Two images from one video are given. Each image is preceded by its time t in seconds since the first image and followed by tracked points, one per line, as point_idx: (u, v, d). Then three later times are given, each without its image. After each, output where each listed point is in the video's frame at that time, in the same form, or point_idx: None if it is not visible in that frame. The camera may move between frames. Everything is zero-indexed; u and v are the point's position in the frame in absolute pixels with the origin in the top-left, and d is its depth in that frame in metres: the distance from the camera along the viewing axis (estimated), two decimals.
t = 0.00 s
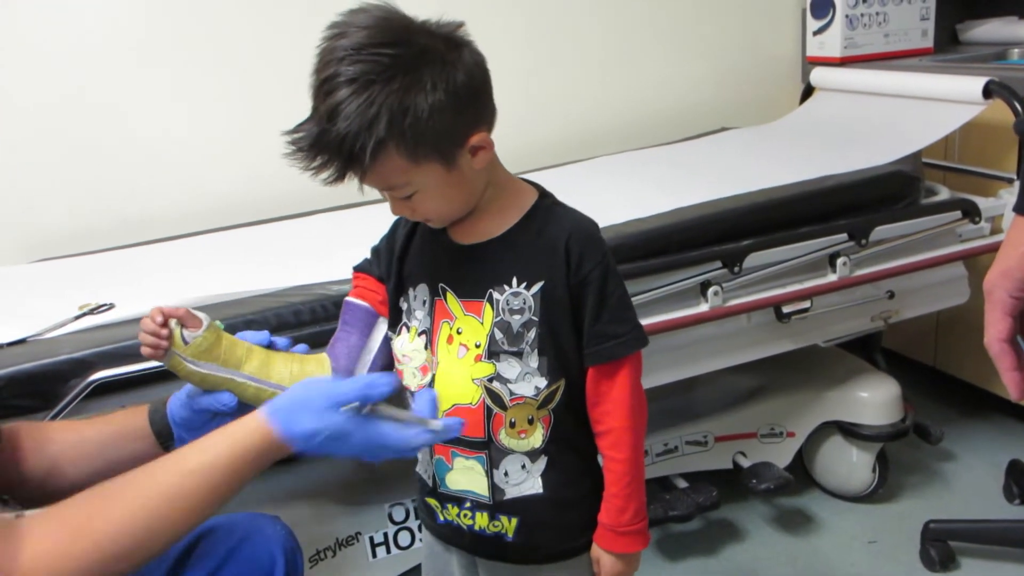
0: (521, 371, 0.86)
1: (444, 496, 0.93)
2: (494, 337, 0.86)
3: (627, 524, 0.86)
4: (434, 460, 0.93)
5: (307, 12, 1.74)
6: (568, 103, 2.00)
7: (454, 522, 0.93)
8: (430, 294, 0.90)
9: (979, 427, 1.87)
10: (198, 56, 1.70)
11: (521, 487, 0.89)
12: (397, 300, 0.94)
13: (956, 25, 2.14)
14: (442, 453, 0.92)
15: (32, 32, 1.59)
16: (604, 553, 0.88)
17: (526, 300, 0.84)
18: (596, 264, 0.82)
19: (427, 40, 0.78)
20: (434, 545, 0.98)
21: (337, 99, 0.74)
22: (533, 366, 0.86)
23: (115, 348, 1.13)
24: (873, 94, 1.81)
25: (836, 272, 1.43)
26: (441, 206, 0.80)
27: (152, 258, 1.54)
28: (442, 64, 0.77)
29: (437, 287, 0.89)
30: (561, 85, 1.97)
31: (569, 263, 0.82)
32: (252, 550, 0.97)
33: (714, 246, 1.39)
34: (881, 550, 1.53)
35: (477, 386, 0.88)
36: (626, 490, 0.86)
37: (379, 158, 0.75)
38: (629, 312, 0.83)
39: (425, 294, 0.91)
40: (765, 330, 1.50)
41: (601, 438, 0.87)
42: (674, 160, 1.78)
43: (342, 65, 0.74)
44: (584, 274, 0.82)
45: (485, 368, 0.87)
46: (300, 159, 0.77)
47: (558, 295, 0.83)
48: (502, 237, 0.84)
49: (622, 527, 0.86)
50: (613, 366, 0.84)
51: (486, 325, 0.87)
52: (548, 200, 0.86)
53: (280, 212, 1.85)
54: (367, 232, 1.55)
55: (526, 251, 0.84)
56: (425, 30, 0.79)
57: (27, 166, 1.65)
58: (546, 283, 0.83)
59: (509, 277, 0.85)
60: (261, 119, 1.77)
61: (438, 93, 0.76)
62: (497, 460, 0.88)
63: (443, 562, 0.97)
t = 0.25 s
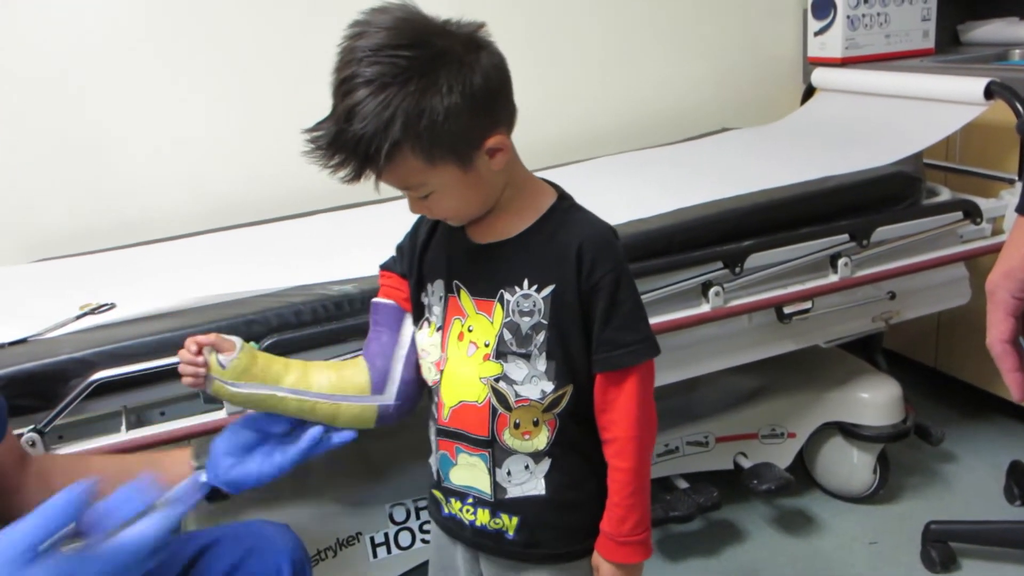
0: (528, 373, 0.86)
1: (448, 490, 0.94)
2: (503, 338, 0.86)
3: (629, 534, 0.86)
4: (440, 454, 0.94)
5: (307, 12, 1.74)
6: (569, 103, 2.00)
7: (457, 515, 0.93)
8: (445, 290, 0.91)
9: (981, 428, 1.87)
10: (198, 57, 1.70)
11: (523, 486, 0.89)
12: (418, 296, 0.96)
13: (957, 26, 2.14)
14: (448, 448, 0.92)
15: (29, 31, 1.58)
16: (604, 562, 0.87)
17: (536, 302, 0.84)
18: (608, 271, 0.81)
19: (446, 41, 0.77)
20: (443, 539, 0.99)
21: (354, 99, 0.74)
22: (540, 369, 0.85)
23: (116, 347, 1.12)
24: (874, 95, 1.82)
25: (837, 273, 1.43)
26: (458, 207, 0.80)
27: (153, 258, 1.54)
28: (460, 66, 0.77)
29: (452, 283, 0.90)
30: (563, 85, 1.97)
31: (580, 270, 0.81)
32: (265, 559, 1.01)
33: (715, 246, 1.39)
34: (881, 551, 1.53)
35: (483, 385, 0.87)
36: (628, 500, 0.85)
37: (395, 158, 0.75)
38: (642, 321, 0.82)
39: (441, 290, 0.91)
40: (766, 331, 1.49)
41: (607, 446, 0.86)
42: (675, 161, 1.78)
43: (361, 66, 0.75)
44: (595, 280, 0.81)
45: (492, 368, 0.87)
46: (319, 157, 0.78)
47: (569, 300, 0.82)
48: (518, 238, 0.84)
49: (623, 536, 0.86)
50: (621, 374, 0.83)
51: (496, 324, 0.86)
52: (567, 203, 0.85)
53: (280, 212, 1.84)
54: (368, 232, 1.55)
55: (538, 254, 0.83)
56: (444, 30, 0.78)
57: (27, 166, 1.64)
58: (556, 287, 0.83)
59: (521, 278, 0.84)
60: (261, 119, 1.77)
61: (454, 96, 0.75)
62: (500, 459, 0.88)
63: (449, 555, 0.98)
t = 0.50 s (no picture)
0: (536, 373, 0.85)
1: (456, 487, 0.94)
2: (513, 336, 0.86)
3: (636, 538, 0.86)
4: (449, 451, 0.94)
5: (304, 12, 1.74)
6: (568, 104, 1.99)
7: (464, 513, 0.93)
8: (456, 287, 0.91)
9: (978, 429, 1.87)
10: (196, 56, 1.69)
11: (529, 485, 0.89)
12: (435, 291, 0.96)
13: (955, 27, 2.14)
14: (456, 444, 0.92)
15: (27, 29, 1.57)
16: (612, 565, 0.88)
17: (547, 302, 0.84)
18: (620, 273, 0.80)
19: (463, 37, 0.77)
20: (450, 534, 0.99)
21: (369, 92, 0.74)
22: (549, 369, 0.85)
23: (114, 347, 1.12)
24: (873, 96, 1.82)
25: (836, 273, 1.43)
26: (469, 202, 0.80)
27: (150, 258, 1.53)
28: (475, 64, 0.76)
29: (464, 281, 0.90)
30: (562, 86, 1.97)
31: (591, 271, 0.81)
32: None
33: (714, 246, 1.39)
34: (880, 552, 1.53)
35: (493, 383, 0.87)
36: (637, 504, 0.85)
37: (407, 152, 0.75)
38: (652, 324, 0.82)
39: (453, 287, 0.92)
40: (765, 331, 1.50)
41: (617, 449, 0.86)
42: (673, 162, 1.78)
43: (376, 59, 0.75)
44: (607, 283, 0.80)
45: (503, 366, 0.87)
46: (332, 149, 0.78)
47: (580, 300, 0.82)
48: (531, 237, 0.84)
49: (631, 540, 0.86)
50: (630, 378, 0.82)
51: (506, 322, 0.86)
52: (582, 203, 0.84)
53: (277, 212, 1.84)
54: (366, 232, 1.54)
55: (551, 253, 0.83)
56: (462, 26, 0.78)
57: (24, 165, 1.64)
58: (568, 287, 0.82)
59: (533, 277, 0.84)
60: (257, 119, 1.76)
61: (468, 92, 0.75)
62: (507, 458, 0.88)
63: (457, 551, 0.98)
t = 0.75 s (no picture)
0: (537, 374, 0.85)
1: (450, 490, 0.92)
2: (514, 337, 0.85)
3: (636, 535, 0.86)
4: (443, 453, 0.92)
5: (294, 10, 1.73)
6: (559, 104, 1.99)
7: (458, 516, 0.92)
8: (451, 287, 0.89)
9: (965, 430, 1.88)
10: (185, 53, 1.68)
11: (526, 487, 0.88)
12: (423, 291, 0.94)
13: (945, 30, 2.15)
14: (452, 447, 0.90)
15: (25, 28, 1.56)
16: (609, 563, 0.87)
17: (549, 302, 0.83)
18: (623, 273, 0.81)
19: (477, 24, 0.77)
20: (438, 538, 0.99)
21: (379, 71, 0.73)
22: (551, 370, 0.85)
23: (99, 345, 1.11)
24: (862, 98, 1.82)
25: (824, 274, 1.44)
26: (471, 194, 0.79)
27: (136, 256, 1.52)
28: (490, 50, 0.76)
29: (460, 281, 0.88)
30: (553, 86, 1.96)
31: (595, 270, 0.81)
32: None
33: (703, 247, 1.39)
34: (866, 552, 1.54)
35: (493, 384, 0.86)
36: (637, 501, 0.85)
37: (415, 134, 0.74)
38: (651, 324, 0.83)
39: (446, 287, 0.90)
40: (754, 331, 1.50)
41: (616, 447, 0.86)
42: (663, 162, 1.78)
43: (388, 39, 0.73)
44: (610, 282, 0.81)
45: (503, 367, 0.86)
46: (335, 129, 0.76)
47: (583, 300, 0.82)
48: (529, 235, 0.83)
49: (631, 537, 0.86)
50: (630, 376, 0.83)
51: (507, 323, 0.85)
52: (580, 204, 0.84)
53: (265, 211, 1.83)
54: (355, 231, 1.54)
55: (551, 253, 0.83)
56: (475, 15, 0.78)
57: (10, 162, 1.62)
58: (571, 287, 0.82)
59: (534, 277, 0.83)
60: (246, 116, 1.75)
61: (482, 77, 0.75)
62: (505, 460, 0.88)
63: (446, 555, 0.98)
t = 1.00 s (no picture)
0: (520, 368, 0.85)
1: (431, 491, 0.91)
2: (495, 332, 0.85)
3: (628, 518, 0.87)
4: (423, 454, 0.91)
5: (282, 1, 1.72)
6: (546, 97, 1.99)
7: (441, 517, 0.91)
8: (426, 284, 0.88)
9: (949, 422, 1.89)
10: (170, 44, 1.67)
11: (510, 484, 0.88)
12: (395, 290, 0.92)
13: (932, 24, 2.16)
14: (433, 447, 0.89)
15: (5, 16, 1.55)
16: (601, 547, 0.88)
17: (530, 295, 0.83)
18: (602, 263, 0.83)
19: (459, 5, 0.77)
20: (416, 541, 0.96)
21: (360, 50, 0.72)
22: (533, 363, 0.85)
23: (83, 339, 1.11)
24: (849, 91, 1.83)
25: (811, 267, 1.44)
26: (449, 180, 0.78)
27: (122, 249, 1.51)
28: (474, 31, 0.77)
29: (436, 277, 0.87)
30: (540, 79, 1.97)
31: (576, 260, 0.82)
32: None
33: (690, 240, 1.39)
34: (852, 543, 1.55)
35: (475, 380, 0.86)
36: (627, 486, 0.87)
37: (397, 113, 0.73)
38: (630, 311, 0.85)
39: (421, 284, 0.88)
40: (741, 324, 1.51)
41: (600, 435, 0.87)
42: (650, 155, 1.79)
43: (369, 18, 0.73)
44: (590, 272, 0.83)
45: (483, 363, 0.85)
46: (312, 111, 0.75)
47: (563, 290, 0.83)
48: (509, 228, 0.83)
49: (623, 520, 0.87)
50: (613, 363, 0.85)
51: (488, 318, 0.85)
52: (554, 196, 0.85)
53: (251, 203, 1.82)
54: (342, 223, 1.53)
55: (531, 246, 0.83)
56: None
57: None
58: (552, 279, 0.83)
59: (514, 271, 0.83)
60: (234, 108, 1.74)
61: (467, 56, 0.76)
62: (489, 457, 0.87)
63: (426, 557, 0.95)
